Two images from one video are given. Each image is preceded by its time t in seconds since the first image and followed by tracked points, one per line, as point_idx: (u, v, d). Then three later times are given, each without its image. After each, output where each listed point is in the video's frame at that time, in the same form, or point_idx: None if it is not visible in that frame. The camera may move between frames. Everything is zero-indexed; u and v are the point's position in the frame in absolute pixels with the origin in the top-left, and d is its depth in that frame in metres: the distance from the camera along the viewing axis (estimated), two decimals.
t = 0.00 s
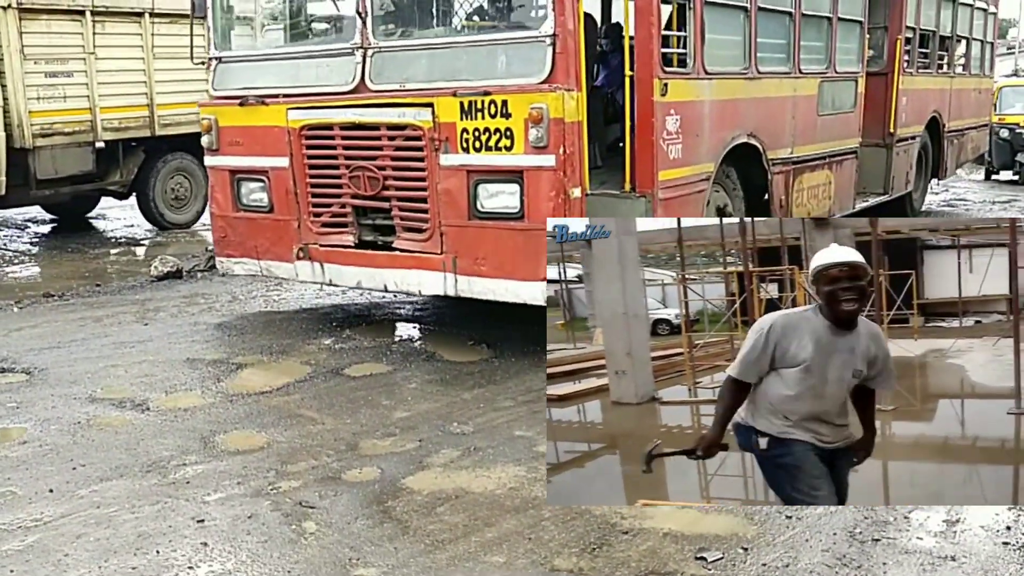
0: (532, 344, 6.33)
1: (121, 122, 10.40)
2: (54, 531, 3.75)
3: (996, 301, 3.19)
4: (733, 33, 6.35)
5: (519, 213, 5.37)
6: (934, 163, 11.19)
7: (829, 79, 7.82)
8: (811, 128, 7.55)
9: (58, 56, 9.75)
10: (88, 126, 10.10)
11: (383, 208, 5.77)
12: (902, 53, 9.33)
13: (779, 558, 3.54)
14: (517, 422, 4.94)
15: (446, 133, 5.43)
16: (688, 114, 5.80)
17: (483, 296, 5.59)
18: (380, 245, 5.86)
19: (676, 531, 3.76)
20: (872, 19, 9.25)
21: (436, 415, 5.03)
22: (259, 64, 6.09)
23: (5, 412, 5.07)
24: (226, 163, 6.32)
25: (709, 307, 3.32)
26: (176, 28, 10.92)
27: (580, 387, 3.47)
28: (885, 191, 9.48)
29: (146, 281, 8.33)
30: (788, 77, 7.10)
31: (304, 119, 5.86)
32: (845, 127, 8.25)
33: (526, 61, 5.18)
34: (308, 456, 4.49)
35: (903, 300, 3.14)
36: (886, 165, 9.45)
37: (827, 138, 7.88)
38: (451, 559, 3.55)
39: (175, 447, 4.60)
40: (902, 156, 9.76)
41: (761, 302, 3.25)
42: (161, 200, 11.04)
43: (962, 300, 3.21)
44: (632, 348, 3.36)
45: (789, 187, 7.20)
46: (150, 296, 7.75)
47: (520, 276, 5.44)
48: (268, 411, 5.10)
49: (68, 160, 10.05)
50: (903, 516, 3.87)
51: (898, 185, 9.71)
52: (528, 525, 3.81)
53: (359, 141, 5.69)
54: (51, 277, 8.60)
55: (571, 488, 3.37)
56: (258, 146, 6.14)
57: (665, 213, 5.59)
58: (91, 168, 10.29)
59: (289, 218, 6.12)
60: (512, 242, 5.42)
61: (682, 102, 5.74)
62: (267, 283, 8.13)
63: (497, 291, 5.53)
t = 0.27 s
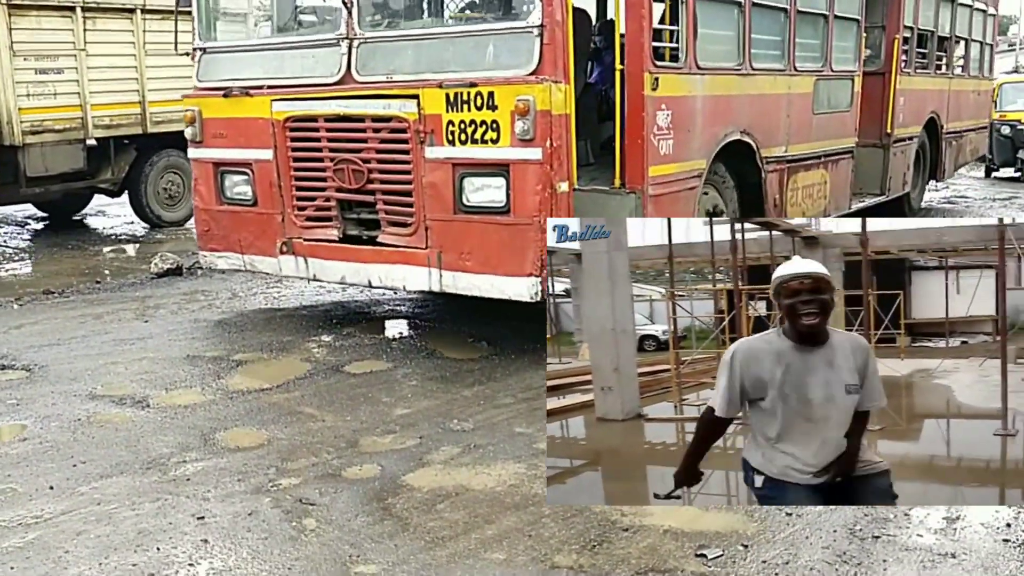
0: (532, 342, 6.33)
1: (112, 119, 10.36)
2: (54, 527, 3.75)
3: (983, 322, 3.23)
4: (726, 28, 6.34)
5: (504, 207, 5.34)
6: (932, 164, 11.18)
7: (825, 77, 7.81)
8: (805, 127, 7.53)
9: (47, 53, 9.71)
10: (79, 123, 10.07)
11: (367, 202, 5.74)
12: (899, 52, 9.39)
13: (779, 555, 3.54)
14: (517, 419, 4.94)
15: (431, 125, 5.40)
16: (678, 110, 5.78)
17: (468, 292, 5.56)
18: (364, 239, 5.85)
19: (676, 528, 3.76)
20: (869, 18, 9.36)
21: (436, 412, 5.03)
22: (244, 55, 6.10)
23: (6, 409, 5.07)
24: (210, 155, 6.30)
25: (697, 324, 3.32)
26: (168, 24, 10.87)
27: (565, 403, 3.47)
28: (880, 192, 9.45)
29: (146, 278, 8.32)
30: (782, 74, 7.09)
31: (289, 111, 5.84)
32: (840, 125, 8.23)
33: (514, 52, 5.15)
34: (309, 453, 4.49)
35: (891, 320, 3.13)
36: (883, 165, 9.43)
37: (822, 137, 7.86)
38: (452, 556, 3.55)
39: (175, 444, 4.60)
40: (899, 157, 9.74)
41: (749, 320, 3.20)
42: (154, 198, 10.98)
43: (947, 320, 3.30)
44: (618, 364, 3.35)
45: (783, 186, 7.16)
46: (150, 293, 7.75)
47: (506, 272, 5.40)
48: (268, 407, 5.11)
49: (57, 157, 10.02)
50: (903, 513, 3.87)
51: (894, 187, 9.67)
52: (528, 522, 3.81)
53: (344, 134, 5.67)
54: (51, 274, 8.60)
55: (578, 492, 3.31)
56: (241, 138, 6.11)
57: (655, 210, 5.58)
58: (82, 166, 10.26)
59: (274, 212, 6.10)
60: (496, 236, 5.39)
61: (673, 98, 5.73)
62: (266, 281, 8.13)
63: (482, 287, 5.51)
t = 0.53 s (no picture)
0: (531, 343, 6.33)
1: (103, 119, 10.34)
2: (54, 528, 3.75)
3: (966, 315, 3.09)
4: (718, 30, 6.33)
5: (490, 208, 5.34)
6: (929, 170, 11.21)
7: (820, 81, 7.81)
8: (801, 131, 7.53)
9: (39, 51, 9.67)
10: (70, 123, 10.06)
11: (351, 201, 5.73)
12: (896, 57, 9.39)
13: (779, 556, 3.54)
14: (518, 419, 4.94)
15: (416, 124, 5.41)
16: (668, 110, 5.79)
17: (452, 293, 5.57)
18: (348, 239, 5.85)
19: (676, 529, 3.76)
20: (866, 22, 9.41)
21: (436, 412, 5.03)
22: (230, 52, 6.08)
23: (6, 409, 5.07)
24: (193, 152, 6.31)
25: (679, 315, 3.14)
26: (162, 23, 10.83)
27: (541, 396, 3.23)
28: (878, 198, 9.33)
29: (146, 278, 8.32)
30: (776, 77, 7.09)
31: (273, 108, 5.84)
32: (835, 129, 8.22)
33: (500, 49, 5.12)
34: (309, 453, 4.49)
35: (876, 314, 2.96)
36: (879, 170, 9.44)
37: (818, 141, 7.85)
38: (452, 556, 3.55)
39: (176, 444, 4.60)
40: (895, 161, 9.75)
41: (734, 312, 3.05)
42: (146, 199, 10.94)
43: (931, 315, 3.12)
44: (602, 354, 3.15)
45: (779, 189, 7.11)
46: (150, 294, 7.75)
47: (490, 273, 5.40)
48: (267, 408, 5.11)
49: (49, 157, 10.00)
50: (903, 514, 3.87)
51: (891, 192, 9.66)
52: (528, 522, 3.81)
53: (328, 132, 5.66)
54: (52, 274, 8.61)
55: (564, 483, 3.09)
56: (225, 136, 6.12)
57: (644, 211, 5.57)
58: (72, 167, 10.26)
59: (257, 211, 6.11)
60: (481, 237, 5.40)
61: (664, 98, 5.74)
62: (266, 281, 8.13)
63: (466, 287, 5.51)
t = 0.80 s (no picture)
0: (530, 342, 6.33)
1: (95, 118, 10.18)
2: (54, 526, 3.75)
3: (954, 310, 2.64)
4: (711, 30, 6.34)
5: (474, 210, 5.24)
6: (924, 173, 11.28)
7: (814, 83, 7.82)
8: (794, 132, 7.64)
9: (28, 50, 9.51)
10: (60, 122, 9.89)
11: (335, 201, 5.65)
12: (892, 60, 9.36)
13: (779, 554, 3.54)
14: (518, 417, 4.95)
15: (401, 123, 5.32)
16: (659, 112, 5.84)
17: (435, 296, 5.46)
18: (333, 241, 5.76)
19: (676, 527, 3.76)
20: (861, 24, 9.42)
21: (436, 411, 5.03)
22: (213, 48, 6.03)
23: (6, 408, 5.06)
24: (176, 150, 6.20)
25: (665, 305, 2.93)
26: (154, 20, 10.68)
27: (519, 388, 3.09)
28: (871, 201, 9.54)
29: (147, 277, 8.33)
30: (770, 78, 7.12)
31: (255, 107, 5.76)
32: (831, 133, 8.32)
33: (486, 49, 5.10)
34: (309, 452, 4.49)
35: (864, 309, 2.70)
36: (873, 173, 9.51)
37: (811, 144, 7.95)
38: (451, 555, 3.55)
39: (176, 443, 4.60)
40: (891, 165, 9.84)
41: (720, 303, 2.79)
42: (138, 199, 10.95)
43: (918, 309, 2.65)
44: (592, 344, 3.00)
45: (770, 195, 7.47)
46: (150, 293, 7.76)
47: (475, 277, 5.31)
48: (267, 407, 5.10)
49: (40, 157, 9.86)
50: (903, 512, 3.87)
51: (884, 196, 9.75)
52: (528, 521, 3.81)
53: (312, 131, 5.58)
54: (52, 273, 8.60)
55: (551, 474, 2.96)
56: (208, 135, 6.01)
57: (633, 213, 5.75)
58: (63, 166, 10.13)
59: (240, 211, 6.02)
60: (466, 240, 5.30)
61: (656, 99, 5.79)
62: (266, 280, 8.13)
63: (450, 291, 5.40)
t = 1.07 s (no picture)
0: (529, 341, 6.33)
1: (84, 117, 10.16)
2: (54, 525, 3.75)
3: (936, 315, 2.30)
4: (703, 30, 6.33)
5: (459, 214, 5.16)
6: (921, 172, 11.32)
7: (808, 83, 7.83)
8: (788, 132, 7.64)
9: (18, 48, 9.46)
10: (50, 121, 9.85)
11: (318, 203, 5.58)
12: (888, 59, 9.40)
13: (779, 553, 3.54)
14: (517, 416, 4.95)
15: (385, 125, 5.23)
16: (649, 114, 5.83)
17: (419, 300, 5.39)
18: (315, 244, 5.69)
19: (676, 526, 3.76)
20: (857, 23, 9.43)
21: (436, 410, 5.03)
22: (195, 47, 5.92)
23: (6, 407, 5.07)
24: (158, 150, 6.08)
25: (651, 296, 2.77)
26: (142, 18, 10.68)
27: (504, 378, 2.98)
28: (868, 201, 9.63)
29: (146, 276, 8.33)
30: (763, 78, 7.12)
31: (237, 106, 5.66)
32: (826, 133, 8.34)
33: (472, 51, 5.04)
34: (309, 451, 4.49)
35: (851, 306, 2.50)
36: (870, 174, 9.58)
37: (805, 143, 7.97)
38: (451, 553, 3.55)
39: (176, 441, 4.60)
40: (886, 164, 9.84)
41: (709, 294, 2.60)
42: (128, 197, 10.98)
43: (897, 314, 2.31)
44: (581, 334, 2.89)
45: (763, 195, 7.47)
46: (150, 291, 7.76)
47: (459, 282, 5.23)
48: (267, 405, 5.10)
49: (31, 156, 9.77)
50: (903, 511, 3.87)
51: (881, 195, 9.82)
52: (528, 520, 3.81)
53: (294, 132, 5.50)
54: (52, 272, 8.61)
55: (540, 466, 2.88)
56: (190, 134, 5.91)
57: (622, 217, 5.73)
58: (54, 165, 10.02)
59: (222, 213, 5.93)
60: (450, 244, 5.22)
61: (645, 100, 5.77)
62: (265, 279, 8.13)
63: (435, 295, 5.33)
